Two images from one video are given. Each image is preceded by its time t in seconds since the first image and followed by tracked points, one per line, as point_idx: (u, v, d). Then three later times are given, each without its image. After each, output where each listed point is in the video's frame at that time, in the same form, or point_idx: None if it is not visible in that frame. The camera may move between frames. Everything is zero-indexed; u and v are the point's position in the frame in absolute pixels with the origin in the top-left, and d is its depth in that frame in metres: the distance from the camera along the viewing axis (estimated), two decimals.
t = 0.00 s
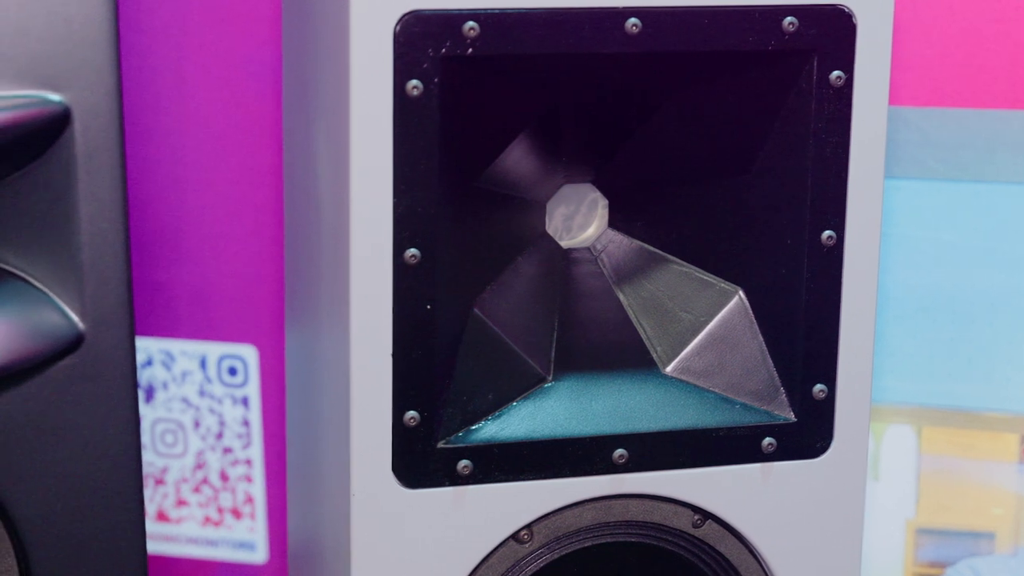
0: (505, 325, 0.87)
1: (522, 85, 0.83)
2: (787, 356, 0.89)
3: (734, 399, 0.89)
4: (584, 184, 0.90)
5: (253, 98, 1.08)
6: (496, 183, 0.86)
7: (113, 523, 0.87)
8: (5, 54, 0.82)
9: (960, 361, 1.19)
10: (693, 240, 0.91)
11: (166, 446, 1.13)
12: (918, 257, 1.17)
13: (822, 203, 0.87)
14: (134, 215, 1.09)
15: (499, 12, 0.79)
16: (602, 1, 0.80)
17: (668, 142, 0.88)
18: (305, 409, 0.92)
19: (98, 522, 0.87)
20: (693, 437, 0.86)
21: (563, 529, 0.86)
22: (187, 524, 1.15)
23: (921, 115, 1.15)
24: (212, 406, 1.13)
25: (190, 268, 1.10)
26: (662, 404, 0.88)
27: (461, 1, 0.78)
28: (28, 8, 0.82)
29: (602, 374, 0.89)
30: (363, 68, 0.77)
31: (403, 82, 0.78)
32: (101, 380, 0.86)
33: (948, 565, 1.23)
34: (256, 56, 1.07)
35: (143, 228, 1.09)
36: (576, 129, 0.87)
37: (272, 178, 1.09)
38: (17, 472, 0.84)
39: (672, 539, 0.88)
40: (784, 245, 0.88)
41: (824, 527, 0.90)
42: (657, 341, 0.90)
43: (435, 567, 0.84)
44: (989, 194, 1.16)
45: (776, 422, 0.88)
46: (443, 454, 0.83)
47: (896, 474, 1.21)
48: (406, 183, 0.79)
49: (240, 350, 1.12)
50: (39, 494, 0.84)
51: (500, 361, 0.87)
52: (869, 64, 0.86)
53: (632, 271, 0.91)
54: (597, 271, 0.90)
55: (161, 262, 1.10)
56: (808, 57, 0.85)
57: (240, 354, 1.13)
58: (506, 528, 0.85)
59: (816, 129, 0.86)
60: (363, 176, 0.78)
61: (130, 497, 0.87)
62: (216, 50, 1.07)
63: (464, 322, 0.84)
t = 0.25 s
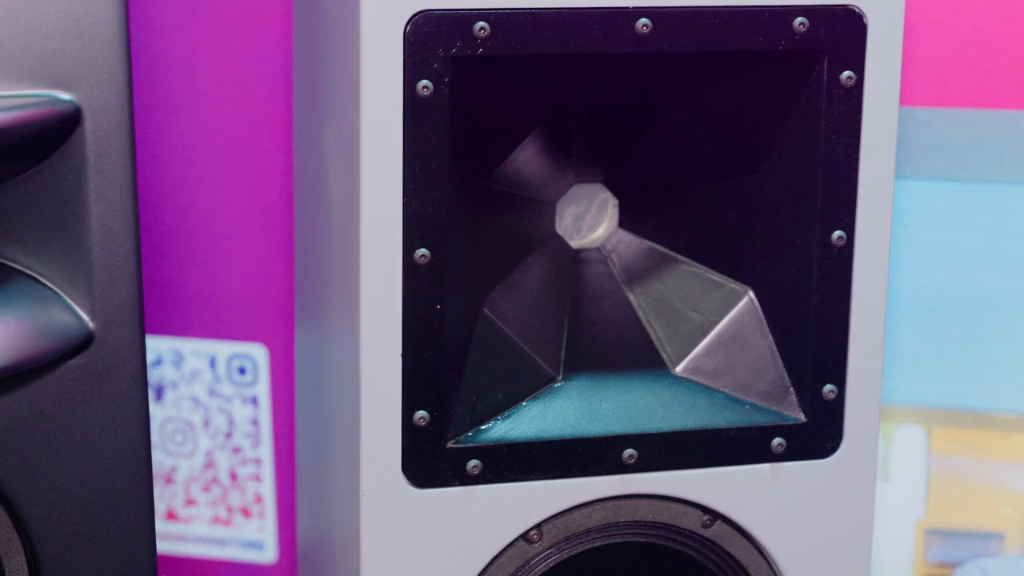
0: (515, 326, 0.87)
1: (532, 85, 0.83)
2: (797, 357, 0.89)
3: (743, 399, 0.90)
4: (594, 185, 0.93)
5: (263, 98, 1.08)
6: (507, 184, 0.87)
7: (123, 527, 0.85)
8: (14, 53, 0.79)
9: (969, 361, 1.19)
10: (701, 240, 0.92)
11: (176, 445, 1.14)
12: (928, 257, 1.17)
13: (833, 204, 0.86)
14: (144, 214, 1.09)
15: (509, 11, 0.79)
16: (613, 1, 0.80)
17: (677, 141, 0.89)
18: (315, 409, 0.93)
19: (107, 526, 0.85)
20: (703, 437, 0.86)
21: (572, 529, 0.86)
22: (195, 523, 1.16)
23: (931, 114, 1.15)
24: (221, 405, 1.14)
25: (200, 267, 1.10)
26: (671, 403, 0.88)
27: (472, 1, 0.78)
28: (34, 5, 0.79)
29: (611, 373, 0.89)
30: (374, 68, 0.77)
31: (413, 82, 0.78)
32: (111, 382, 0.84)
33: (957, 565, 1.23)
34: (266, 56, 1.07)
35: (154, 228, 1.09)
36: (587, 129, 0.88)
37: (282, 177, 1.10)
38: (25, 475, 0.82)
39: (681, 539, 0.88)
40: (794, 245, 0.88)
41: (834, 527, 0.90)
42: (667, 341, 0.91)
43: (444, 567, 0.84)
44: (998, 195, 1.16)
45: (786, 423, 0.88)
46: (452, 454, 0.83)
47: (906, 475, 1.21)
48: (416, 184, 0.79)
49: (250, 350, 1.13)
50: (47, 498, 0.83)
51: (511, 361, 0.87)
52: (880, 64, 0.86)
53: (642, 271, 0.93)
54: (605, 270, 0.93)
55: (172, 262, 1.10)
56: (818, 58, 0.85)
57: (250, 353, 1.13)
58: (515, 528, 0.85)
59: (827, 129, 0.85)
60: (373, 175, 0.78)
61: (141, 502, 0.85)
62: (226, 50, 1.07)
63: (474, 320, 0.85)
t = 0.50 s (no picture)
0: (525, 326, 0.87)
1: (543, 85, 0.83)
2: (807, 358, 0.89)
3: (753, 399, 0.90)
4: (605, 185, 0.91)
5: (273, 97, 1.08)
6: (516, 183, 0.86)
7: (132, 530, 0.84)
8: (23, 52, 0.78)
9: (978, 362, 1.19)
10: (711, 240, 0.92)
11: (184, 445, 1.14)
12: (937, 257, 1.17)
13: (843, 205, 0.87)
14: (155, 213, 1.10)
15: (519, 11, 0.78)
16: (624, 1, 0.80)
17: (689, 142, 0.89)
18: (325, 408, 0.93)
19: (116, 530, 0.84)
20: (713, 438, 0.86)
21: (581, 529, 0.86)
22: (205, 523, 1.16)
23: (939, 116, 1.15)
24: (231, 405, 1.14)
25: (210, 266, 1.11)
26: (680, 403, 0.88)
27: (482, 1, 0.78)
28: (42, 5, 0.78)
29: (621, 373, 0.90)
30: (385, 68, 0.77)
31: (423, 82, 0.77)
32: (120, 382, 0.82)
33: (966, 566, 1.23)
34: (278, 55, 1.08)
35: (164, 228, 1.10)
36: (597, 130, 0.88)
37: (293, 177, 1.10)
38: (34, 475, 0.81)
39: (690, 540, 0.88)
40: (803, 245, 0.88)
41: (844, 528, 0.90)
42: (676, 341, 0.91)
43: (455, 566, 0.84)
44: (1006, 195, 1.16)
45: (796, 424, 0.88)
46: (461, 454, 0.83)
47: (915, 475, 1.21)
48: (426, 184, 0.79)
49: (259, 349, 1.13)
50: (56, 500, 0.82)
51: (521, 361, 0.87)
52: (890, 64, 0.86)
53: (652, 271, 0.92)
54: (615, 271, 0.92)
55: (182, 261, 1.11)
56: (828, 59, 0.85)
57: (259, 353, 1.13)
58: (524, 530, 0.85)
59: (837, 130, 0.86)
60: (383, 175, 0.78)
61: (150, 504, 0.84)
62: (237, 49, 1.07)
63: (485, 319, 0.85)
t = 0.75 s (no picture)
0: (535, 326, 0.87)
1: (553, 85, 0.83)
2: (816, 358, 0.89)
3: (762, 399, 0.90)
4: (614, 185, 0.91)
5: (281, 97, 1.09)
6: (525, 183, 0.87)
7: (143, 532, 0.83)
8: (33, 51, 0.77)
9: (985, 362, 1.19)
10: (720, 240, 0.92)
11: (194, 445, 1.14)
12: (946, 258, 1.17)
13: (852, 205, 0.87)
14: (164, 214, 1.10)
15: (529, 11, 0.79)
16: (633, 2, 0.80)
17: (699, 143, 0.89)
18: (334, 408, 0.93)
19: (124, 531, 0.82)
20: (722, 438, 0.86)
21: (590, 529, 0.86)
22: (214, 522, 1.16)
23: (949, 116, 1.15)
24: (240, 405, 1.14)
25: (220, 267, 1.11)
26: (690, 403, 0.88)
27: (492, 1, 0.78)
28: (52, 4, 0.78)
29: (631, 374, 0.90)
30: (395, 68, 0.77)
31: (433, 82, 0.77)
32: (130, 382, 0.81)
33: (974, 566, 1.23)
34: (285, 55, 1.08)
35: (174, 228, 1.10)
36: (607, 130, 0.88)
37: (302, 176, 1.11)
38: (43, 474, 0.80)
39: (700, 540, 0.88)
40: (812, 244, 0.88)
41: (854, 529, 0.90)
42: (686, 341, 0.91)
43: (465, 566, 0.84)
44: (1014, 196, 1.16)
45: (805, 424, 0.88)
46: (471, 454, 0.83)
47: (924, 476, 1.21)
48: (436, 184, 0.79)
49: (269, 349, 1.13)
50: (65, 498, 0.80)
51: (530, 361, 0.87)
52: (900, 65, 0.86)
53: (662, 270, 0.93)
54: (625, 271, 0.92)
55: (191, 262, 1.11)
56: (838, 60, 0.85)
57: (269, 353, 1.14)
58: (534, 530, 0.85)
59: (847, 130, 0.86)
60: (393, 175, 0.78)
61: (160, 505, 0.83)
62: (245, 48, 1.08)
63: (495, 320, 0.85)
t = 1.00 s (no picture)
0: (544, 326, 0.87)
1: (562, 85, 0.83)
2: (826, 359, 0.89)
3: (771, 399, 0.90)
4: (624, 185, 0.91)
5: (291, 96, 1.09)
6: (535, 183, 0.87)
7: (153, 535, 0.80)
8: (41, 52, 0.74)
9: (993, 363, 1.19)
10: (729, 240, 0.92)
11: (203, 444, 1.14)
12: (954, 258, 1.17)
13: (862, 206, 0.87)
14: (173, 213, 1.10)
15: (538, 11, 0.78)
16: (643, 2, 0.80)
17: (708, 143, 0.89)
18: (344, 408, 0.93)
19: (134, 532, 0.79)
20: (732, 438, 0.86)
21: (599, 529, 0.86)
22: (222, 522, 1.16)
23: (958, 117, 1.15)
24: (249, 405, 1.15)
25: (229, 266, 1.11)
26: (699, 404, 0.88)
27: (502, 1, 0.78)
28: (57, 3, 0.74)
29: (640, 374, 0.90)
30: (404, 68, 0.77)
31: (442, 82, 0.77)
32: (140, 381, 0.78)
33: (984, 567, 1.23)
34: (294, 55, 1.09)
35: (183, 228, 1.10)
36: (617, 131, 0.88)
37: (312, 176, 1.11)
38: (51, 475, 0.77)
39: (708, 540, 0.88)
40: (821, 245, 0.88)
41: (863, 529, 0.91)
42: (695, 341, 0.91)
43: (474, 566, 0.84)
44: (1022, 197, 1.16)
45: (814, 424, 0.88)
46: (480, 454, 0.83)
47: (934, 477, 1.21)
48: (445, 183, 0.78)
49: (278, 349, 1.14)
50: (74, 500, 0.78)
51: (540, 360, 0.87)
52: (910, 65, 0.86)
53: (671, 271, 0.93)
54: (634, 271, 0.92)
55: (200, 261, 1.11)
56: (847, 60, 0.85)
57: (278, 353, 1.14)
58: (543, 530, 0.85)
59: (856, 131, 0.86)
60: (402, 175, 0.78)
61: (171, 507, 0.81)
62: (255, 48, 1.08)
63: (504, 320, 0.85)
